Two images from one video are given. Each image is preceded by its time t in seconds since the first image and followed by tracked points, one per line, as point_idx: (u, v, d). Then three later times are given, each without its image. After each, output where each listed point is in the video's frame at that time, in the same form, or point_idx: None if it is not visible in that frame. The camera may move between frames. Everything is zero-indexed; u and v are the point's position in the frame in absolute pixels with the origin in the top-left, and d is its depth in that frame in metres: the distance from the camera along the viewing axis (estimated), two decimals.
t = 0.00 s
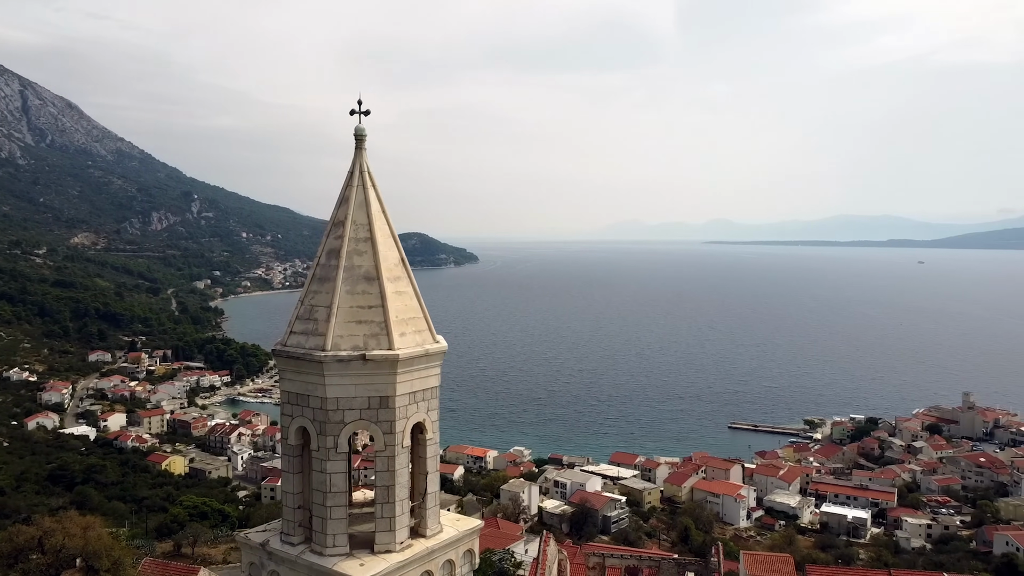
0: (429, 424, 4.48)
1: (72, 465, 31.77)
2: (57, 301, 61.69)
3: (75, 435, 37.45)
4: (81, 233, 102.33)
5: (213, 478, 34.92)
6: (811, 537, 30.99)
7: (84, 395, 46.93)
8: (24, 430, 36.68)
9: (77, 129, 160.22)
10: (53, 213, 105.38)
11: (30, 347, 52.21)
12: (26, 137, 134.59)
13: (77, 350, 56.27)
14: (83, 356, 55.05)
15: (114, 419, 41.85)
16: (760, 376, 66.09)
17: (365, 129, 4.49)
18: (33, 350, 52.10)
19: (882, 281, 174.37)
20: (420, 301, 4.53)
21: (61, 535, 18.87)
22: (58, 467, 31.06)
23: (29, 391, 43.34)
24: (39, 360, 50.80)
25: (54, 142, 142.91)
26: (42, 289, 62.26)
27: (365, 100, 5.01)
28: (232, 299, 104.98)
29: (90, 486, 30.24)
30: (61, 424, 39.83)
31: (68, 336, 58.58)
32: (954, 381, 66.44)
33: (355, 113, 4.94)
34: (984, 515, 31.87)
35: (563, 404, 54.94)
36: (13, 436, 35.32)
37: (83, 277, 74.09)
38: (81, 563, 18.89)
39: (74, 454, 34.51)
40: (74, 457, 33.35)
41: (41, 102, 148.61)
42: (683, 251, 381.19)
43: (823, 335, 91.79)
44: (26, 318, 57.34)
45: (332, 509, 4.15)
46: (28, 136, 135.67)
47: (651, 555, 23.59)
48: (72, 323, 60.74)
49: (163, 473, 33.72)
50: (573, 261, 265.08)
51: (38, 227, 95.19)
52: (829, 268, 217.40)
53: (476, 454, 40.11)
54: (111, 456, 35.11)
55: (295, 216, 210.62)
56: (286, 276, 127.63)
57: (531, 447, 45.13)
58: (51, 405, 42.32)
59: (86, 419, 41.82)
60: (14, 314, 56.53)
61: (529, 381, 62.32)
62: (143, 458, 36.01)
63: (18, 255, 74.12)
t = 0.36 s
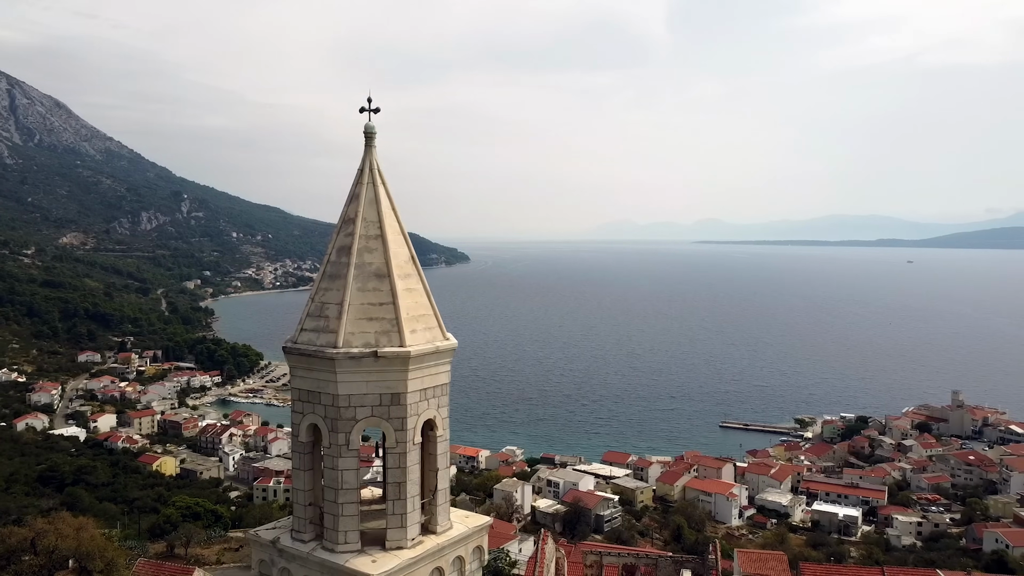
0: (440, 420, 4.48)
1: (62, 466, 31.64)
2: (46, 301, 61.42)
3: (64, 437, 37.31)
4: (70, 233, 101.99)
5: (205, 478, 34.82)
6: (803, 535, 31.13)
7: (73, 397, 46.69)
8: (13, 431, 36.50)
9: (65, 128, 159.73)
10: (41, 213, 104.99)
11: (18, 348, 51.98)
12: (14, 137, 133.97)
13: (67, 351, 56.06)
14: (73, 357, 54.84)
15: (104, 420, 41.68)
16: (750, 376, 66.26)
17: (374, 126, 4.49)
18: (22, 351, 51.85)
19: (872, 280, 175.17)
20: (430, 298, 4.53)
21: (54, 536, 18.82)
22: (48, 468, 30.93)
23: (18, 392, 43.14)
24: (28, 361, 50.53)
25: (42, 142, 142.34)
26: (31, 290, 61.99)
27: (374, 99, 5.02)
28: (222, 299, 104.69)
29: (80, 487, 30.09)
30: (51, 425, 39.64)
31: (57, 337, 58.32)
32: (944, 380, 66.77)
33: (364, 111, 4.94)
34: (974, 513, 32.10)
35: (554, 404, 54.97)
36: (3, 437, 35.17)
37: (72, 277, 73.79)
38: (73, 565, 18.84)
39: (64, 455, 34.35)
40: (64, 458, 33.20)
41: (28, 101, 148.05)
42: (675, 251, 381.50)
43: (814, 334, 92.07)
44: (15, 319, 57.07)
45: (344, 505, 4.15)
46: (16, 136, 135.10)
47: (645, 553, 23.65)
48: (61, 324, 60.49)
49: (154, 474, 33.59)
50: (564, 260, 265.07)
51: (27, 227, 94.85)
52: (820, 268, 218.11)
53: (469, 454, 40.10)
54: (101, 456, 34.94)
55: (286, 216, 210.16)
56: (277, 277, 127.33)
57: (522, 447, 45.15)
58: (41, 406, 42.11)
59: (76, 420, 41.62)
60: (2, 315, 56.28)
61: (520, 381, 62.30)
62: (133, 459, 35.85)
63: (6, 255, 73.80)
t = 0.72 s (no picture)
0: (451, 423, 4.48)
1: (53, 467, 31.49)
2: (35, 302, 61.15)
3: (55, 438, 37.11)
4: (59, 233, 101.69)
5: (197, 479, 34.73)
6: (795, 535, 31.21)
7: (63, 398, 46.46)
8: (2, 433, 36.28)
9: (54, 127, 159.34)
10: (30, 213, 104.65)
11: (7, 349, 51.74)
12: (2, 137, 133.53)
13: (56, 351, 55.85)
14: (62, 357, 54.63)
15: (94, 421, 41.47)
16: (742, 375, 66.37)
17: (385, 128, 4.48)
18: (11, 352, 51.61)
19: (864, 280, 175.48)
20: (441, 301, 4.53)
21: (47, 538, 18.79)
22: (39, 469, 30.78)
23: (7, 393, 42.91)
24: (16, 362, 50.26)
25: (31, 142, 141.90)
26: (20, 290, 61.72)
27: (383, 100, 5.00)
28: (212, 299, 104.46)
29: (71, 489, 29.96)
30: (40, 426, 39.42)
31: (47, 337, 58.09)
32: (934, 379, 67.03)
33: (374, 113, 4.94)
34: (964, 511, 32.29)
35: (546, 404, 54.93)
36: None
37: (61, 277, 73.48)
38: (66, 567, 18.77)
39: (54, 456, 34.16)
40: (55, 460, 33.03)
41: (16, 100, 147.60)
42: (668, 250, 381.03)
43: (805, 333, 92.33)
44: (4, 320, 56.81)
45: (356, 508, 4.16)
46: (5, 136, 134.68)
47: (640, 553, 23.70)
48: (50, 324, 60.24)
49: (145, 476, 33.40)
50: (556, 260, 265.01)
51: (16, 227, 94.52)
52: (811, 267, 218.73)
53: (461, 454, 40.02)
54: (92, 458, 34.75)
55: (278, 216, 209.74)
56: (268, 277, 127.00)
57: (515, 446, 45.14)
58: (31, 408, 41.95)
59: (66, 422, 41.42)
60: None
61: (512, 381, 62.24)
62: (125, 459, 35.67)
63: None
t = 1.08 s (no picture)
0: (462, 427, 4.48)
1: (44, 468, 31.36)
2: (25, 303, 60.99)
3: (46, 439, 36.98)
4: (49, 233, 101.59)
5: (190, 480, 34.63)
6: (788, 534, 31.27)
7: (54, 399, 46.23)
8: None
9: (44, 127, 159.36)
10: (20, 213, 104.52)
11: None
12: None
13: (47, 352, 55.74)
14: (53, 358, 54.50)
15: (86, 422, 41.30)
16: (734, 375, 66.46)
17: (395, 131, 4.48)
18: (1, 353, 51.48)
19: (855, 279, 176.14)
20: (452, 305, 4.53)
21: (41, 540, 18.68)
22: (30, 471, 30.68)
23: None
24: (7, 363, 50.12)
25: (20, 142, 141.81)
26: (10, 291, 61.57)
27: (392, 104, 5.00)
28: (204, 300, 104.38)
29: (63, 490, 29.83)
30: (31, 428, 39.27)
31: (37, 338, 57.96)
32: (925, 379, 67.19)
33: (383, 117, 4.93)
34: (956, 510, 32.43)
35: (538, 404, 54.95)
36: None
37: (51, 277, 73.29)
38: (61, 569, 18.73)
39: (45, 458, 34.03)
40: (46, 461, 32.91)
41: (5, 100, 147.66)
42: (661, 249, 381.55)
43: (798, 333, 92.45)
44: None
45: (369, 513, 4.14)
46: None
47: (636, 553, 23.74)
48: (41, 324, 60.13)
49: (138, 476, 33.25)
50: (549, 260, 264.80)
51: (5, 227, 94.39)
52: (803, 267, 219.23)
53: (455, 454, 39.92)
54: (84, 459, 34.64)
55: (270, 216, 209.44)
56: (260, 277, 126.76)
57: (507, 446, 45.16)
58: (22, 409, 41.86)
59: (57, 423, 41.20)
60: None
61: (505, 381, 62.16)
62: (117, 460, 35.45)
63: None
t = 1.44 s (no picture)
0: (467, 433, 4.47)
1: (26, 471, 31.00)
2: (6, 304, 60.36)
3: (28, 441, 36.56)
4: (31, 233, 100.64)
5: (175, 482, 34.30)
6: (774, 532, 31.43)
7: (36, 401, 45.71)
8: None
9: (25, 126, 157.95)
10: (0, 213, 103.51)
11: None
12: None
13: (29, 353, 55.18)
14: (35, 359, 53.98)
15: (69, 424, 40.87)
16: (720, 374, 66.77)
17: (400, 137, 4.46)
18: None
19: (839, 279, 177.59)
20: (456, 310, 4.50)
21: (25, 544, 18.47)
22: (13, 474, 30.30)
23: None
24: None
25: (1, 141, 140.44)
26: None
27: (395, 109, 4.98)
28: (188, 300, 103.75)
29: (47, 493, 29.50)
30: (13, 430, 38.81)
31: (18, 339, 57.37)
32: (907, 378, 67.81)
33: (386, 122, 4.93)
34: (939, 508, 32.73)
35: (525, 404, 54.93)
36: None
37: (33, 278, 72.55)
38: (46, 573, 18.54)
39: (28, 460, 33.63)
40: (28, 464, 32.54)
41: None
42: (648, 249, 382.84)
43: (783, 333, 92.99)
44: None
45: (375, 521, 4.11)
46: None
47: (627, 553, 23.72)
48: (22, 326, 59.53)
49: (122, 479, 32.92)
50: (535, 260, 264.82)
51: None
52: (788, 267, 220.66)
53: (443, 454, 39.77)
54: (67, 461, 34.28)
55: (254, 216, 208.37)
56: (245, 278, 126.03)
57: (494, 446, 45.12)
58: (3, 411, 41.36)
59: (40, 425, 40.72)
60: None
61: (491, 381, 62.06)
62: (102, 463, 35.06)
63: None
